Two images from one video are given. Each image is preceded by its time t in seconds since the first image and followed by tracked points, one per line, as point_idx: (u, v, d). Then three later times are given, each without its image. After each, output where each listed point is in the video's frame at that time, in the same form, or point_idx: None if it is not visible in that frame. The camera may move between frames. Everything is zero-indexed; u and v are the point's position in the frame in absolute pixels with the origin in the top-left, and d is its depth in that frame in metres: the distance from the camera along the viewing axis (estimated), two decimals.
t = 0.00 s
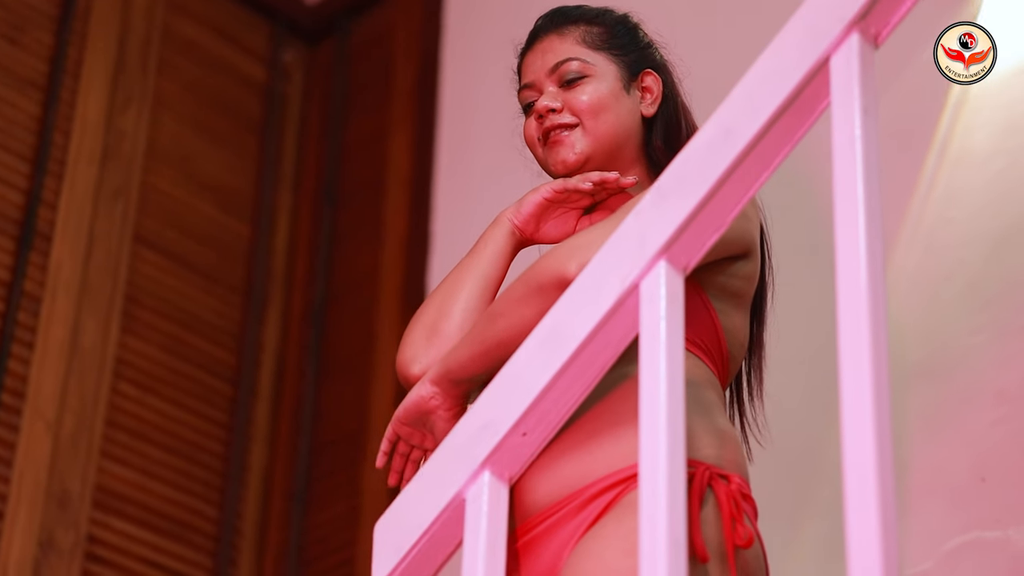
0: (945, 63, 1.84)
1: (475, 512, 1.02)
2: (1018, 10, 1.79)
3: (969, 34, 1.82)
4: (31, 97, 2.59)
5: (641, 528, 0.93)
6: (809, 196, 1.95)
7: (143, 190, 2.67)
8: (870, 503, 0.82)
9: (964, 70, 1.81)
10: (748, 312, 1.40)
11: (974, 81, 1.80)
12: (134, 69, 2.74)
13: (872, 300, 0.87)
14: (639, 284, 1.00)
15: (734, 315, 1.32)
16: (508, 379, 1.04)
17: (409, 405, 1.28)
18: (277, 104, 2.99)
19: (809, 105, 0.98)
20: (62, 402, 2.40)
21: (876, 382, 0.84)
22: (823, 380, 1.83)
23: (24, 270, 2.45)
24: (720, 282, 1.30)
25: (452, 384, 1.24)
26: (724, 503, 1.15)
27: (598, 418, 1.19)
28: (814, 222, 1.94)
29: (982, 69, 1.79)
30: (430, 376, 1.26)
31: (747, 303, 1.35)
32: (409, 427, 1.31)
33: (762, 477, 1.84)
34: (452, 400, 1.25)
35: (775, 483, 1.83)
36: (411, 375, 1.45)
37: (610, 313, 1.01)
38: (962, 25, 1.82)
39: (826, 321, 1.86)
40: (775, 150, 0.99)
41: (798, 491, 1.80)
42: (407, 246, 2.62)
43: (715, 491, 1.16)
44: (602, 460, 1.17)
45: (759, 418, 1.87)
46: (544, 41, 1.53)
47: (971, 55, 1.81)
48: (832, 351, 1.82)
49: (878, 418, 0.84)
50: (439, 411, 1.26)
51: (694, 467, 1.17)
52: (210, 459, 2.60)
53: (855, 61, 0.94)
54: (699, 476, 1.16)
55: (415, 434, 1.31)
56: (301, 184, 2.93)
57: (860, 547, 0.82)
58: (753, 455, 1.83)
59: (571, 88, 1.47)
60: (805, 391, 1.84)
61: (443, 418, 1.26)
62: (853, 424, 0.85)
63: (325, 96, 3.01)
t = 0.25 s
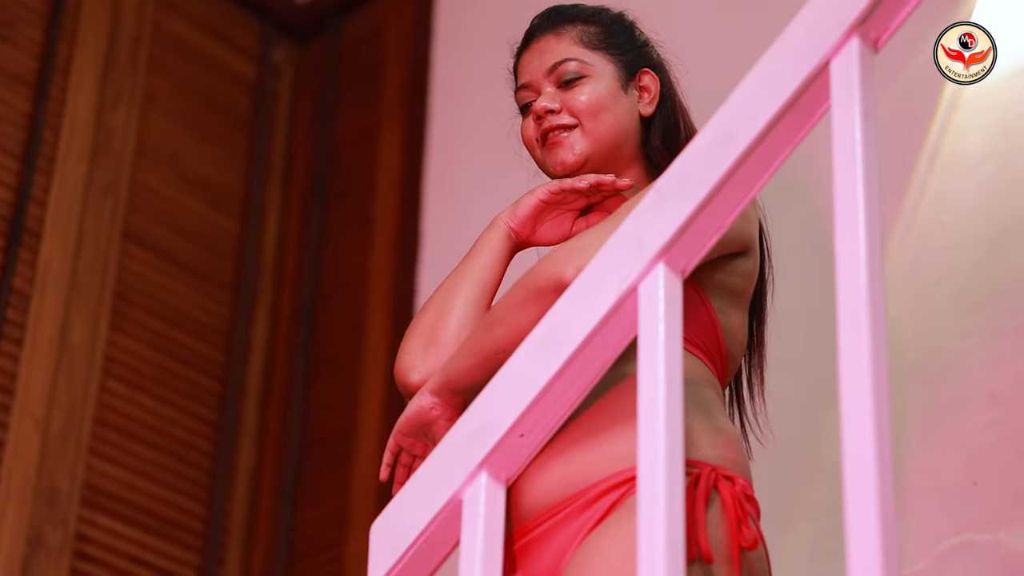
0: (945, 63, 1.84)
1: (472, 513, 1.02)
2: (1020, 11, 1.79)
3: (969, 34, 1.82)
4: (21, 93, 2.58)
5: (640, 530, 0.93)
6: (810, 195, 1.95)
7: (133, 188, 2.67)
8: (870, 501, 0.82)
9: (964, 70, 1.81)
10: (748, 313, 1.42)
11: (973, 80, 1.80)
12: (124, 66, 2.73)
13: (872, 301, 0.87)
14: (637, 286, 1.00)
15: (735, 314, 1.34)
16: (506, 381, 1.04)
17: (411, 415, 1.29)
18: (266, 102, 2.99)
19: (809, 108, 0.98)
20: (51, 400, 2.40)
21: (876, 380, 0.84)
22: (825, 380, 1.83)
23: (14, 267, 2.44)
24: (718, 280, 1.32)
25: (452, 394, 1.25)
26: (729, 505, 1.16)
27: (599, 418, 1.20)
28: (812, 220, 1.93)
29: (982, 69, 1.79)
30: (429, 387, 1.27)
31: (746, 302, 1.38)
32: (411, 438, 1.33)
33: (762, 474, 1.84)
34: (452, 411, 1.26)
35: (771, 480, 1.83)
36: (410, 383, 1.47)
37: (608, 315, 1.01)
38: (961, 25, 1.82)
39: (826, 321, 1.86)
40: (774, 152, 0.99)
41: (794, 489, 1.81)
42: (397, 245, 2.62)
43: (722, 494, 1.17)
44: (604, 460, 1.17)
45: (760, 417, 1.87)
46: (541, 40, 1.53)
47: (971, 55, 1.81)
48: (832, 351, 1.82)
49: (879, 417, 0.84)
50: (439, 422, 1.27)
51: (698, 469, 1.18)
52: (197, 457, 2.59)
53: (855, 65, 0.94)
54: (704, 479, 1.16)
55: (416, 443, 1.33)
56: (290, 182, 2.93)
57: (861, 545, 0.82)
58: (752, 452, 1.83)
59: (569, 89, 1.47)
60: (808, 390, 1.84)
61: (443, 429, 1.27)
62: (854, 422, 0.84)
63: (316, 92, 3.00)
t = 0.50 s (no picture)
0: (945, 63, 1.82)
1: (462, 510, 1.02)
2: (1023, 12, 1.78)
3: (969, 34, 1.80)
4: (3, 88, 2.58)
5: (632, 527, 0.93)
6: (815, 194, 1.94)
7: (115, 182, 2.66)
8: (862, 499, 0.82)
9: (964, 70, 1.80)
10: (741, 309, 1.45)
11: (973, 81, 1.79)
12: (107, 61, 2.73)
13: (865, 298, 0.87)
14: (630, 285, 1.00)
15: (729, 310, 1.37)
16: (498, 379, 1.05)
17: (403, 416, 1.28)
18: (250, 97, 2.98)
19: (802, 109, 0.98)
20: (32, 396, 2.39)
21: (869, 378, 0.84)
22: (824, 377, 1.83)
23: None
24: (709, 274, 1.35)
25: (443, 396, 1.24)
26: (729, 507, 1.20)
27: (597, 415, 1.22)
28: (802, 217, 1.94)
29: (982, 69, 1.78)
30: (421, 389, 1.26)
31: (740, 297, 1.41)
32: (402, 437, 1.33)
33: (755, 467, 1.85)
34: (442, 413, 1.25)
35: (761, 473, 1.84)
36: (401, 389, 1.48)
37: (600, 314, 1.01)
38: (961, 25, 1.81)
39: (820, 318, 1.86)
40: (768, 152, 0.99)
41: (782, 483, 1.82)
42: (382, 243, 2.62)
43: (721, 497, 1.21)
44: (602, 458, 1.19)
45: (753, 410, 1.87)
46: (531, 36, 1.57)
47: (971, 55, 1.80)
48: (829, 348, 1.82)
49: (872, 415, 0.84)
50: (430, 423, 1.26)
51: (699, 469, 1.22)
52: (179, 453, 2.59)
53: (849, 65, 0.94)
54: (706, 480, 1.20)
55: (405, 444, 1.33)
56: (274, 179, 2.93)
57: (853, 544, 0.81)
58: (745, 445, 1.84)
59: (560, 86, 1.51)
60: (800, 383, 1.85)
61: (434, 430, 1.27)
62: (847, 421, 0.84)
63: (301, 86, 3.00)
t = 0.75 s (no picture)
0: (946, 63, 1.81)
1: (453, 505, 1.02)
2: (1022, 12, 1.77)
3: (969, 34, 1.79)
4: None
5: (625, 521, 0.93)
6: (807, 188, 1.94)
7: (99, 176, 2.65)
8: (856, 495, 0.82)
9: (964, 70, 1.79)
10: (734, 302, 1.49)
11: (973, 81, 1.78)
12: (92, 56, 2.72)
13: (857, 294, 0.88)
14: (622, 280, 1.00)
15: (721, 304, 1.41)
16: (490, 374, 1.04)
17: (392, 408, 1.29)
18: (233, 92, 2.97)
19: (795, 105, 0.99)
20: (15, 390, 2.38)
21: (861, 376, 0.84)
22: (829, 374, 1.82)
23: None
24: (701, 268, 1.39)
25: (433, 387, 1.25)
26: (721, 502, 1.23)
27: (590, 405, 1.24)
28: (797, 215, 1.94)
29: (982, 69, 1.77)
30: (410, 380, 1.27)
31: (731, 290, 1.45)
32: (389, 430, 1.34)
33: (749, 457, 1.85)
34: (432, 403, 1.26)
35: (750, 466, 1.85)
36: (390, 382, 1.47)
37: (593, 310, 1.01)
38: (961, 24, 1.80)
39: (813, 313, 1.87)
40: (761, 148, 1.00)
41: (770, 477, 1.82)
42: (367, 239, 2.62)
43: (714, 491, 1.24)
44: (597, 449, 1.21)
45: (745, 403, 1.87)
46: (521, 30, 1.59)
47: (971, 55, 1.78)
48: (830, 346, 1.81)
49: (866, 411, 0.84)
50: (419, 415, 1.27)
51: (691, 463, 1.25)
52: (162, 448, 2.58)
53: (843, 62, 0.94)
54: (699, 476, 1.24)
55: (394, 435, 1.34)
56: (258, 174, 2.92)
57: (846, 540, 0.82)
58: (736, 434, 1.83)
59: (549, 80, 1.53)
60: (793, 377, 1.85)
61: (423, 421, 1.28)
62: (840, 415, 0.85)
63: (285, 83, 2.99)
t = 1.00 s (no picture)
0: (946, 63, 1.79)
1: (441, 497, 1.02)
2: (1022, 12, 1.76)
3: (969, 34, 1.77)
4: None
5: (613, 514, 0.93)
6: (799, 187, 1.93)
7: (80, 168, 2.65)
8: (845, 492, 0.83)
9: (964, 70, 1.77)
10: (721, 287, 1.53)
11: (973, 81, 1.76)
12: (74, 47, 2.71)
13: (847, 291, 0.88)
14: (612, 273, 1.00)
15: (708, 294, 1.45)
16: (478, 367, 1.04)
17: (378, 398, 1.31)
18: (216, 85, 2.96)
19: (785, 99, 0.99)
20: None
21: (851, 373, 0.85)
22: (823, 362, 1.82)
23: None
24: (689, 258, 1.43)
25: (420, 376, 1.27)
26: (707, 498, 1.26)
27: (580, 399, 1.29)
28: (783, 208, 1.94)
29: (982, 69, 1.76)
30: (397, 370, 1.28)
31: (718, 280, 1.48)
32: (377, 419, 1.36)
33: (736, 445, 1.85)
34: (419, 395, 1.28)
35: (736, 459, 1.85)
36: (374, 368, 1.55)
37: (582, 301, 1.01)
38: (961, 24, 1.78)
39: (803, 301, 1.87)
40: (751, 142, 1.00)
41: (754, 469, 1.82)
42: (351, 233, 2.62)
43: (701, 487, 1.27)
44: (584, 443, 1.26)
45: (732, 394, 1.87)
46: (511, 23, 1.67)
47: (971, 55, 1.77)
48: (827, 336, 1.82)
49: (855, 408, 0.85)
50: (407, 404, 1.29)
51: (679, 458, 1.27)
52: (143, 441, 2.58)
53: (834, 56, 0.95)
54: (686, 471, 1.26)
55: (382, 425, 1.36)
56: (240, 169, 2.91)
57: (836, 537, 0.83)
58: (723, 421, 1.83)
59: (538, 71, 1.61)
60: (780, 366, 1.85)
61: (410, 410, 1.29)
62: (830, 412, 0.85)
63: (268, 75, 2.98)
